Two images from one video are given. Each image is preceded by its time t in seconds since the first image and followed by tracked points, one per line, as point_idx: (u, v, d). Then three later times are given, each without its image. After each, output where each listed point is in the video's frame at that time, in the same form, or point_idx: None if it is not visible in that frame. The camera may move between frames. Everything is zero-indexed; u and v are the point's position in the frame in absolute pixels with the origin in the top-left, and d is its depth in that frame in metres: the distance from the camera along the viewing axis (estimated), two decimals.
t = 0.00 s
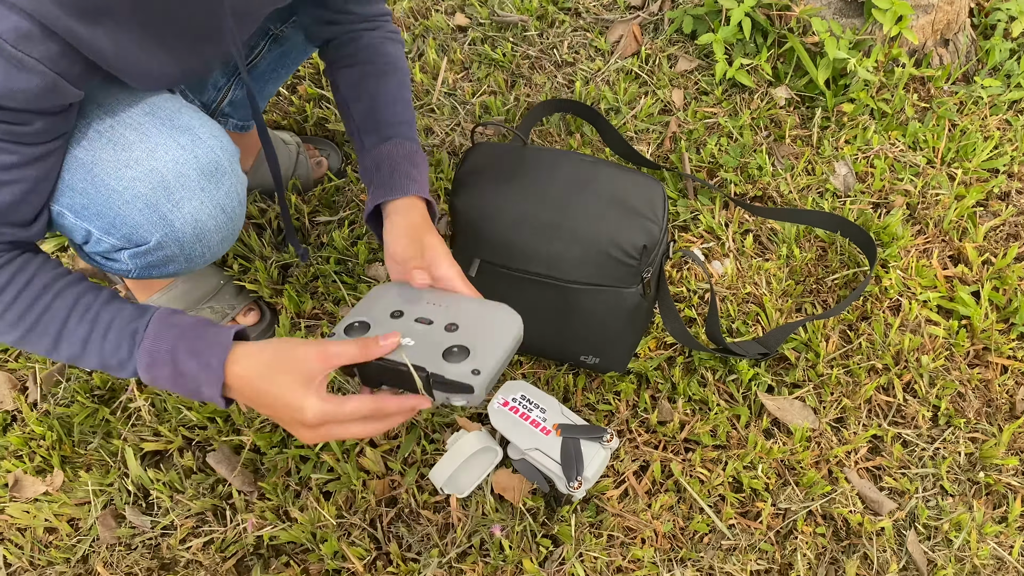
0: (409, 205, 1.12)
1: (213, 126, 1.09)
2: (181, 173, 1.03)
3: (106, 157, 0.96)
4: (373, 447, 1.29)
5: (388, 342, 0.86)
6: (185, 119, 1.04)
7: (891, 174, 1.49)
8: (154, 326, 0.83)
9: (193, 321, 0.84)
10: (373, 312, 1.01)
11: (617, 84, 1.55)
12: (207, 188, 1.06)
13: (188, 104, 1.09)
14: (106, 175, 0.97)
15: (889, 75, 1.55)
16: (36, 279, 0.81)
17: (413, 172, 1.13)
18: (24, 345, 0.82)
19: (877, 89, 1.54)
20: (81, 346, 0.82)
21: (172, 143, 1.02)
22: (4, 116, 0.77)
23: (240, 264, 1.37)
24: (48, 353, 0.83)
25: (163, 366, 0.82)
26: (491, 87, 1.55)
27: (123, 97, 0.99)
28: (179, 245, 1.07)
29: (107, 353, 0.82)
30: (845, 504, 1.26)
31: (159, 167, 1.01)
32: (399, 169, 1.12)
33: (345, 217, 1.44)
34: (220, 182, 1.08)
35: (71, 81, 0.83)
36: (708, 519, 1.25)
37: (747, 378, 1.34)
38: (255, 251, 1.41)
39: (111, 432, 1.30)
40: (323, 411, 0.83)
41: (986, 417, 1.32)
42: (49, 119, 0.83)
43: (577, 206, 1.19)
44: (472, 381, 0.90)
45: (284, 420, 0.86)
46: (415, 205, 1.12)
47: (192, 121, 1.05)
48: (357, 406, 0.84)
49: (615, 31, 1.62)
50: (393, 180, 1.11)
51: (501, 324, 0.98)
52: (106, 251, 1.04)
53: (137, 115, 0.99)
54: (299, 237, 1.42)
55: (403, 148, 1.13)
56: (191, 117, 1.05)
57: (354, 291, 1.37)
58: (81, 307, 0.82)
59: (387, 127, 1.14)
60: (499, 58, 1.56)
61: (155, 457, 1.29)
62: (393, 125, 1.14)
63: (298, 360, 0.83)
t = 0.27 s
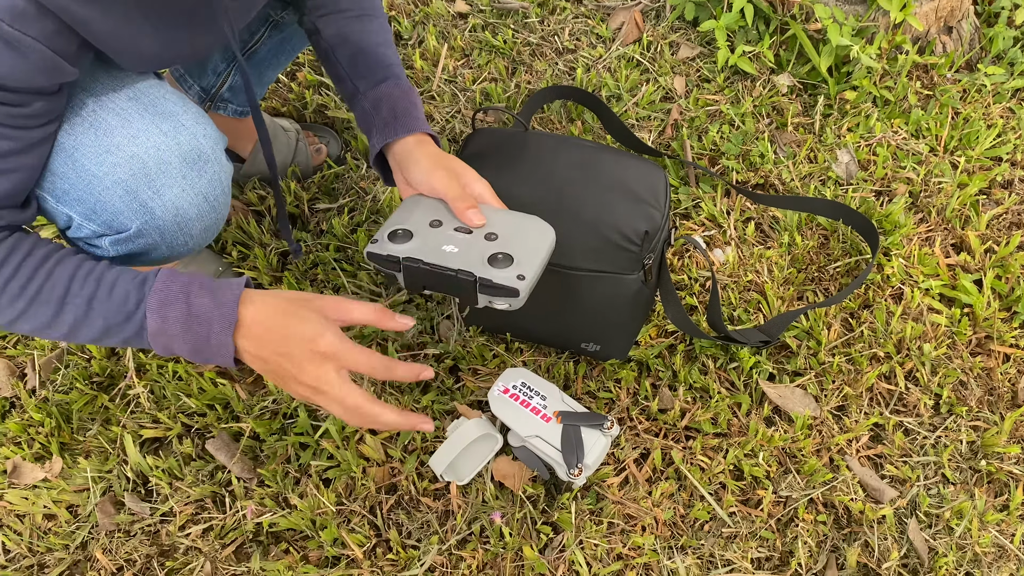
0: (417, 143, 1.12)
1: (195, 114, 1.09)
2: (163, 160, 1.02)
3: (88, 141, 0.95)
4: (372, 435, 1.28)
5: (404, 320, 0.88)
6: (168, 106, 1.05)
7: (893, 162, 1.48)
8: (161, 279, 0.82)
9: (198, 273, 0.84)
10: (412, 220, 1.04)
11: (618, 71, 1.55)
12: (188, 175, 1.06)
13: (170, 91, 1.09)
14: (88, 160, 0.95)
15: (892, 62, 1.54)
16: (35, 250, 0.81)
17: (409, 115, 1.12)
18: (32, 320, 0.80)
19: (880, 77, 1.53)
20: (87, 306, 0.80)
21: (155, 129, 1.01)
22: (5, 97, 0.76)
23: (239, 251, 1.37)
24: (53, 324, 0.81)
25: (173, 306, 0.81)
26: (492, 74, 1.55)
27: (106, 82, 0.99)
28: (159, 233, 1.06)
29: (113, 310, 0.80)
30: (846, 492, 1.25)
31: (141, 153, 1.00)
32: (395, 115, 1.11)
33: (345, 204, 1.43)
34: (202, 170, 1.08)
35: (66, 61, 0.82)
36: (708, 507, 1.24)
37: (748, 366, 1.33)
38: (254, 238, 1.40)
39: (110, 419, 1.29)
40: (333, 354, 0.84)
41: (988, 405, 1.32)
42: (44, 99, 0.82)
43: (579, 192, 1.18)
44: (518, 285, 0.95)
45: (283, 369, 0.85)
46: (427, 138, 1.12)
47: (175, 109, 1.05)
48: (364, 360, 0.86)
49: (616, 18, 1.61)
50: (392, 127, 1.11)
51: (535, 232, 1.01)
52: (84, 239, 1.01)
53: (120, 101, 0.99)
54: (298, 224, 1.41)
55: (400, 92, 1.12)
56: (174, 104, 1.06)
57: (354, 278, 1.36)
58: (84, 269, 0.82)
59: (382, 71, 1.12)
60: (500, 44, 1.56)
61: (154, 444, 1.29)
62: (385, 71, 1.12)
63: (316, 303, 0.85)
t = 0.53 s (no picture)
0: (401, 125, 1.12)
1: (196, 109, 1.09)
2: (166, 155, 1.02)
3: (90, 136, 0.94)
4: (372, 428, 1.28)
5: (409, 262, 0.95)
6: (169, 100, 1.04)
7: (894, 155, 1.47)
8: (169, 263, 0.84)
9: (206, 253, 0.86)
10: (392, 211, 1.05)
11: (618, 64, 1.54)
12: (192, 170, 1.05)
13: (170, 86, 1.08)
14: (91, 155, 0.94)
15: (893, 55, 1.53)
16: (40, 245, 0.82)
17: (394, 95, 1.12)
18: (49, 316, 0.82)
19: (881, 69, 1.52)
20: (99, 296, 0.83)
21: (157, 124, 1.01)
22: (5, 92, 0.75)
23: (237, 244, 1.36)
24: (68, 317, 0.83)
25: (188, 289, 0.83)
26: (492, 66, 1.54)
27: (106, 78, 0.98)
28: (164, 229, 1.05)
29: (126, 298, 0.83)
30: (846, 486, 1.25)
31: (144, 148, 0.99)
32: (381, 96, 1.12)
33: (344, 196, 1.42)
34: (205, 165, 1.08)
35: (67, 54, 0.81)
36: (707, 500, 1.24)
37: (748, 359, 1.33)
38: (253, 231, 1.40)
39: (108, 412, 1.29)
40: (361, 307, 0.89)
41: (988, 399, 1.31)
42: (45, 93, 0.81)
43: (578, 185, 1.18)
44: (484, 275, 0.93)
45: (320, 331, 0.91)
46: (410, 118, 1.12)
47: (176, 104, 1.05)
48: (390, 301, 0.91)
49: (616, 10, 1.60)
50: (380, 111, 1.12)
51: (510, 213, 0.99)
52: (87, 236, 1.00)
53: (122, 96, 0.98)
54: (297, 217, 1.41)
55: (387, 74, 1.13)
56: (176, 99, 1.05)
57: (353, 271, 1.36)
58: (92, 259, 0.84)
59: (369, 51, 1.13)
60: (499, 36, 1.55)
61: (153, 437, 1.29)
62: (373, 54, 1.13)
63: (328, 264, 0.90)
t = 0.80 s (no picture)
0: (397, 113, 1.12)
1: (196, 104, 1.07)
2: (166, 150, 1.00)
3: (89, 132, 0.93)
4: (370, 422, 1.27)
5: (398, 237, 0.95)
6: (169, 96, 1.03)
7: (895, 147, 1.46)
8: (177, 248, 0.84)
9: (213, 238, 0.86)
10: (388, 207, 1.05)
11: (618, 56, 1.53)
12: (193, 166, 1.04)
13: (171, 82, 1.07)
14: (90, 152, 0.93)
15: (894, 46, 1.52)
16: (43, 237, 0.82)
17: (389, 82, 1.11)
18: (55, 307, 0.81)
19: (882, 61, 1.51)
20: (104, 285, 0.82)
21: (157, 119, 1.00)
22: (5, 87, 0.73)
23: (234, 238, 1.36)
24: (73, 308, 0.82)
25: (196, 272, 0.83)
26: (490, 59, 1.53)
27: (105, 74, 0.98)
28: (165, 226, 1.03)
29: (132, 285, 0.82)
30: (845, 480, 1.25)
31: (143, 143, 0.98)
32: (376, 84, 1.11)
33: (341, 189, 1.42)
34: (206, 160, 1.06)
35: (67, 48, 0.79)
36: (707, 494, 1.24)
37: (748, 353, 1.32)
38: (249, 225, 1.39)
39: (105, 406, 1.28)
40: (373, 280, 0.90)
41: (989, 392, 1.31)
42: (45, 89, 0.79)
43: (577, 177, 1.17)
44: (478, 277, 0.94)
45: (329, 310, 0.90)
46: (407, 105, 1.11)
47: (176, 99, 1.04)
48: (401, 282, 0.92)
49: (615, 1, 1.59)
50: (376, 98, 1.11)
51: (502, 208, 0.99)
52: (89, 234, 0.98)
53: (121, 92, 0.97)
54: (294, 210, 1.40)
55: (382, 61, 1.12)
56: (175, 94, 1.04)
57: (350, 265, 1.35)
58: (97, 248, 0.83)
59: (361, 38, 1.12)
60: (497, 28, 1.54)
61: (151, 432, 1.28)
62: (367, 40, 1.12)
63: (332, 248, 0.91)
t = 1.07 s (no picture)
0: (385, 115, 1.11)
1: (201, 96, 1.06)
2: (171, 144, 1.00)
3: (94, 126, 0.93)
4: (371, 417, 1.27)
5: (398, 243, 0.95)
6: (173, 88, 1.02)
7: (896, 141, 1.46)
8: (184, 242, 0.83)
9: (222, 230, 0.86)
10: (380, 212, 1.05)
11: (618, 49, 1.52)
12: (198, 159, 1.03)
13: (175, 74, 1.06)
14: (95, 146, 0.93)
15: (896, 39, 1.51)
16: (50, 231, 0.81)
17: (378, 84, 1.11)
18: (62, 300, 0.81)
19: (883, 54, 1.51)
20: (113, 280, 0.81)
21: (162, 112, 0.99)
22: (9, 84, 0.73)
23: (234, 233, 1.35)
24: (81, 302, 0.82)
25: (206, 266, 0.82)
26: (490, 53, 1.53)
27: (110, 67, 0.97)
28: (171, 219, 1.03)
29: (140, 279, 0.82)
30: (846, 474, 1.24)
31: (148, 136, 0.98)
32: (366, 84, 1.11)
33: (340, 184, 1.41)
34: (211, 153, 1.05)
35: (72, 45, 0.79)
36: (708, 489, 1.23)
37: (749, 347, 1.32)
38: (249, 220, 1.38)
39: (105, 402, 1.28)
40: (382, 264, 0.89)
41: (990, 386, 1.30)
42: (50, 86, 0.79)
43: (578, 171, 1.16)
44: (474, 280, 0.96)
45: (337, 294, 0.88)
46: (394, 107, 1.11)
47: (181, 92, 1.03)
48: (410, 270, 0.91)
49: None
50: (365, 99, 1.10)
51: (493, 210, 0.99)
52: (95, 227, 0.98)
53: (125, 84, 0.97)
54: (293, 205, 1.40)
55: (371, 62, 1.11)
56: (180, 87, 1.03)
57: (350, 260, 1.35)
58: (104, 243, 0.83)
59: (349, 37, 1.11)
60: (497, 22, 1.53)
61: (151, 428, 1.28)
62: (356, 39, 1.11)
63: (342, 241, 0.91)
